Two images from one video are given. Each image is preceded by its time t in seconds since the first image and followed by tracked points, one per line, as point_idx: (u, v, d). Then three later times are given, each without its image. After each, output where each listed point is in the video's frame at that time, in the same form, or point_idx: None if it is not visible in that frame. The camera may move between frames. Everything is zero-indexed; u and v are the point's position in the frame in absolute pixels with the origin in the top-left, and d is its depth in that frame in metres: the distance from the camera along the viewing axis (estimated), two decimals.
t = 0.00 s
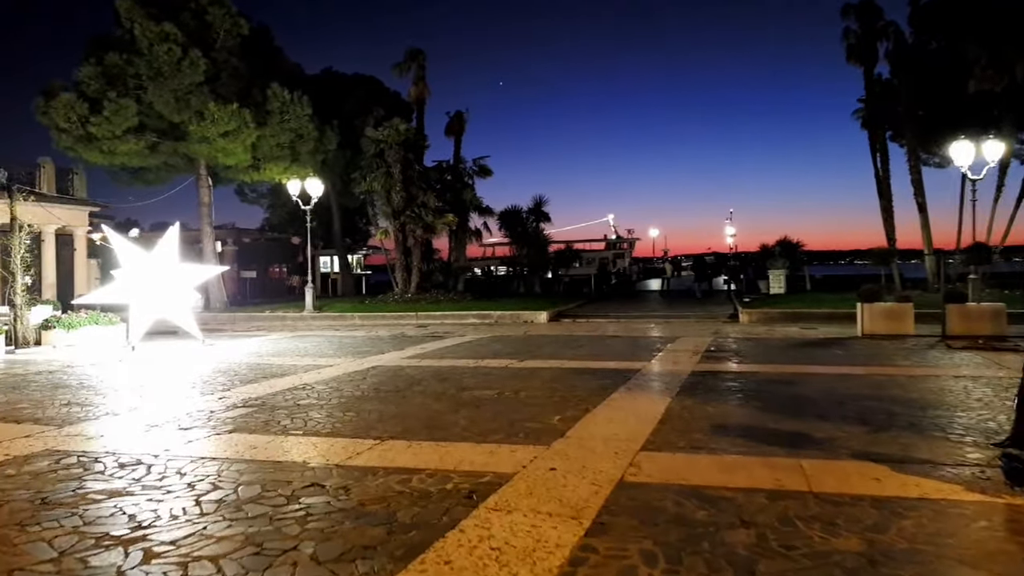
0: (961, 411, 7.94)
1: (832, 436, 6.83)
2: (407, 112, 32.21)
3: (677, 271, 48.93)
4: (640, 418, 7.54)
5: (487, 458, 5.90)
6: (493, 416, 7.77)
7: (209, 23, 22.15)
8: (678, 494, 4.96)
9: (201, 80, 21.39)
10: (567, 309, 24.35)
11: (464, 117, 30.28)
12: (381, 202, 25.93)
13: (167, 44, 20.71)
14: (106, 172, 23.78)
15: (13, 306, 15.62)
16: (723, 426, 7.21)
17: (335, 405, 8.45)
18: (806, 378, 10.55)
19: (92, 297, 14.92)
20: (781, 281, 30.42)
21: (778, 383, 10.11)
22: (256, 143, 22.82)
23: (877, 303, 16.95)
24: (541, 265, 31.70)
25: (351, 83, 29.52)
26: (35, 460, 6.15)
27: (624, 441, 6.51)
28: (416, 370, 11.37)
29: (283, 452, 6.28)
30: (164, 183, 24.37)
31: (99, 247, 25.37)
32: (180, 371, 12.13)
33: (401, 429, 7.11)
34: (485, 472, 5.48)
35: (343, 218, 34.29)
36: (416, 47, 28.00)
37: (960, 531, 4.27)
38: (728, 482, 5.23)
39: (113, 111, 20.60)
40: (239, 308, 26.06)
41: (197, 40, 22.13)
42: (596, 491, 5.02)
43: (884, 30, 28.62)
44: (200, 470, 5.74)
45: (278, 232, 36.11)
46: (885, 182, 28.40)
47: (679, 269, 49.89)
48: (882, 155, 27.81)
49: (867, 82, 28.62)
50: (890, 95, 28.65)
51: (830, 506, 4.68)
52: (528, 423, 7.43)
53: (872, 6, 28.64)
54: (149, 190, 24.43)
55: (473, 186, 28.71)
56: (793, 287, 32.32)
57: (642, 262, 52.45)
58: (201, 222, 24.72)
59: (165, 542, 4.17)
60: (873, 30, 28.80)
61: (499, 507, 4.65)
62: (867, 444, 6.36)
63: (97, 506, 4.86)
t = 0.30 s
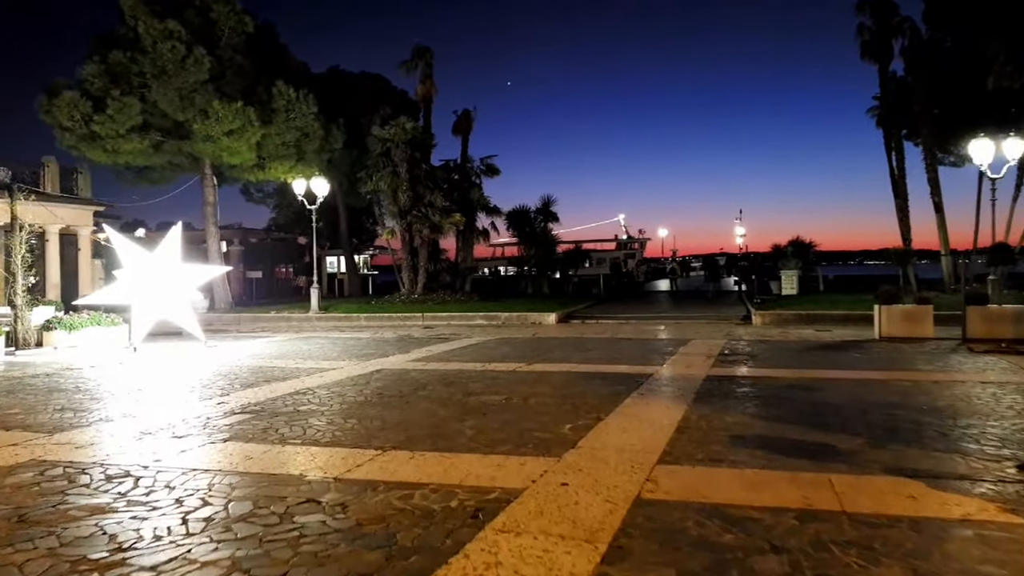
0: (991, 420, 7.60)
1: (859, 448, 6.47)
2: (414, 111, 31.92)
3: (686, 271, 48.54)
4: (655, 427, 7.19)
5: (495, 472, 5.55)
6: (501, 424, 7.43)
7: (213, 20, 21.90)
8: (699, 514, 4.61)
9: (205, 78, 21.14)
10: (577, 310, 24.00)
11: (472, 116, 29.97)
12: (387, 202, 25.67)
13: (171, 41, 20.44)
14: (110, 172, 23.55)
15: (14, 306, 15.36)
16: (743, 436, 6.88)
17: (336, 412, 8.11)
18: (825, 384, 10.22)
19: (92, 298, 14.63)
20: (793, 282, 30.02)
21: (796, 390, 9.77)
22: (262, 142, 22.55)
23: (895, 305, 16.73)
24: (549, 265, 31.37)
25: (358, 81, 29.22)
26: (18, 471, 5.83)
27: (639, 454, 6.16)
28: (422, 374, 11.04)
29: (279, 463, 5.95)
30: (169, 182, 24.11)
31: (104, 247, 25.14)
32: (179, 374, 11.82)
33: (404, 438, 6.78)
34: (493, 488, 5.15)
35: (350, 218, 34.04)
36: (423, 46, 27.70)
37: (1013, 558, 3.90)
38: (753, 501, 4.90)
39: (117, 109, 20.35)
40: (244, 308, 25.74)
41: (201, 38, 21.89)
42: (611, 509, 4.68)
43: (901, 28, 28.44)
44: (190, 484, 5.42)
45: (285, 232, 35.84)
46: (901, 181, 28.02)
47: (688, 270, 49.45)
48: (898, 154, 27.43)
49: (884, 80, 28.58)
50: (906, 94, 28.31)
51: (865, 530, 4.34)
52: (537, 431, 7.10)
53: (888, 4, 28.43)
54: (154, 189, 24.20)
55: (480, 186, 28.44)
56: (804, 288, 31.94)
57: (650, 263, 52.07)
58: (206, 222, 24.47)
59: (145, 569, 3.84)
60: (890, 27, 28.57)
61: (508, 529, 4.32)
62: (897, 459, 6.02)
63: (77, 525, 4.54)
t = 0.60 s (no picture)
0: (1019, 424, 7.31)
1: (884, 454, 6.19)
2: (419, 110, 31.67)
3: (693, 271, 48.22)
4: (670, 432, 6.91)
5: (503, 480, 5.29)
6: (509, 428, 7.17)
7: (217, 17, 21.72)
8: (722, 527, 4.33)
9: (209, 75, 20.95)
10: (585, 311, 23.70)
11: (478, 114, 29.73)
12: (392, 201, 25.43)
13: (174, 39, 20.26)
14: (114, 170, 23.35)
15: (14, 306, 15.14)
16: (761, 441, 6.60)
17: (338, 415, 7.85)
18: (842, 386, 9.94)
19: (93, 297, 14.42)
20: (803, 282, 29.68)
21: (813, 392, 9.49)
22: (265, 140, 22.33)
23: (909, 305, 16.43)
24: (556, 265, 31.15)
25: (363, 79, 28.99)
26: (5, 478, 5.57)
27: (655, 461, 5.89)
28: (427, 375, 10.77)
29: (278, 470, 5.68)
30: (173, 181, 23.91)
31: (107, 246, 24.93)
32: (180, 375, 11.58)
33: (408, 444, 6.50)
34: (501, 497, 4.88)
35: (355, 217, 33.84)
36: (428, 43, 27.47)
37: None
38: (778, 512, 4.62)
39: (119, 107, 20.15)
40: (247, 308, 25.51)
41: (205, 36, 21.73)
42: (627, 522, 4.42)
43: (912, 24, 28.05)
44: (183, 493, 5.15)
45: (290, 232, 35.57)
46: (913, 180, 27.70)
47: (695, 270, 49.04)
48: (909, 152, 27.11)
49: (894, 78, 28.44)
50: (918, 91, 28.01)
51: (900, 545, 4.06)
52: (547, 436, 6.83)
53: None
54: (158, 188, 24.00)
55: (486, 185, 28.23)
56: (814, 289, 31.59)
57: (658, 263, 51.75)
58: (210, 221, 24.25)
59: None
60: (902, 24, 28.24)
61: (517, 543, 4.05)
62: (926, 466, 5.74)
63: (60, 537, 4.28)
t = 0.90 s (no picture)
0: None
1: (912, 465, 5.89)
2: (424, 108, 31.40)
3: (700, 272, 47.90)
4: (685, 441, 6.62)
5: (512, 494, 5.00)
6: (517, 436, 6.87)
7: (220, 14, 21.51)
8: (748, 549, 4.03)
9: (211, 74, 20.73)
10: (593, 312, 23.39)
11: (483, 112, 29.44)
12: (397, 200, 25.15)
13: (176, 36, 20.05)
14: (116, 170, 23.13)
15: (13, 307, 14.89)
16: (782, 451, 6.30)
17: (339, 422, 7.56)
18: (859, 391, 9.65)
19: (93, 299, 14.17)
20: (812, 283, 29.33)
21: (829, 397, 9.20)
22: (268, 139, 22.08)
23: (925, 307, 16.10)
24: (562, 266, 30.92)
25: (367, 77, 28.73)
26: None
27: (671, 473, 5.59)
28: (432, 379, 10.47)
29: (274, 482, 5.40)
30: (176, 180, 23.67)
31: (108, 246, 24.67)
32: (179, 378, 11.31)
33: (411, 453, 6.22)
34: (510, 514, 4.59)
35: (360, 217, 33.62)
36: (433, 41, 27.20)
37: None
38: (806, 532, 4.33)
39: (120, 105, 19.94)
40: (251, 309, 25.24)
41: (207, 34, 21.53)
42: (646, 542, 4.12)
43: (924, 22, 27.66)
44: (174, 507, 4.87)
45: (294, 232, 35.28)
46: (926, 179, 27.30)
47: (702, 271, 48.71)
48: (921, 151, 26.74)
49: (906, 76, 28.14)
50: (931, 90, 27.63)
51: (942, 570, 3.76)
52: (556, 445, 6.54)
53: None
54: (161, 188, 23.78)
55: (492, 184, 27.98)
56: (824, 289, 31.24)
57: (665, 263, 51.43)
58: (213, 221, 24.01)
59: None
60: (913, 21, 27.87)
61: (528, 566, 3.76)
62: (957, 479, 5.44)
63: (39, 558, 4.00)
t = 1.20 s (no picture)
0: None
1: (944, 476, 5.55)
2: (428, 107, 31.10)
3: (707, 272, 47.56)
4: (701, 448, 6.28)
5: (518, 508, 4.66)
6: (523, 442, 6.54)
7: (221, 11, 21.26)
8: (776, 571, 3.70)
9: (212, 70, 20.48)
10: (600, 312, 23.05)
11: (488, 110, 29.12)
12: (401, 199, 24.84)
13: (177, 33, 19.79)
14: (117, 169, 22.86)
15: (9, 308, 14.63)
16: (803, 459, 5.97)
17: (338, 427, 7.23)
18: (877, 394, 9.30)
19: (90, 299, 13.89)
20: (822, 282, 28.95)
21: (848, 401, 8.87)
22: (271, 137, 21.80)
23: (940, 307, 15.73)
24: (568, 266, 30.38)
25: (371, 75, 28.46)
26: None
27: (688, 485, 5.25)
28: (435, 382, 10.15)
29: (266, 492, 5.07)
30: (178, 179, 23.42)
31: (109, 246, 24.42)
32: (175, 381, 11.00)
33: (412, 462, 5.89)
34: (516, 530, 4.27)
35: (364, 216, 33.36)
36: (437, 37, 26.92)
37: None
38: (837, 551, 3.99)
39: (120, 103, 19.69)
40: (253, 309, 24.96)
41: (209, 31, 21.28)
42: (665, 562, 3.80)
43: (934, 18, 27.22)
44: (157, 521, 4.55)
45: (297, 231, 34.95)
46: (937, 177, 26.88)
47: (709, 270, 48.33)
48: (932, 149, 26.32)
49: (917, 72, 27.73)
50: (942, 87, 27.20)
51: None
52: (565, 453, 6.22)
53: None
54: (162, 186, 23.50)
55: (497, 183, 27.67)
56: (834, 289, 30.84)
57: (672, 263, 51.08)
58: (215, 221, 23.74)
59: None
60: (923, 18, 27.44)
61: None
62: (992, 491, 5.10)
63: None
